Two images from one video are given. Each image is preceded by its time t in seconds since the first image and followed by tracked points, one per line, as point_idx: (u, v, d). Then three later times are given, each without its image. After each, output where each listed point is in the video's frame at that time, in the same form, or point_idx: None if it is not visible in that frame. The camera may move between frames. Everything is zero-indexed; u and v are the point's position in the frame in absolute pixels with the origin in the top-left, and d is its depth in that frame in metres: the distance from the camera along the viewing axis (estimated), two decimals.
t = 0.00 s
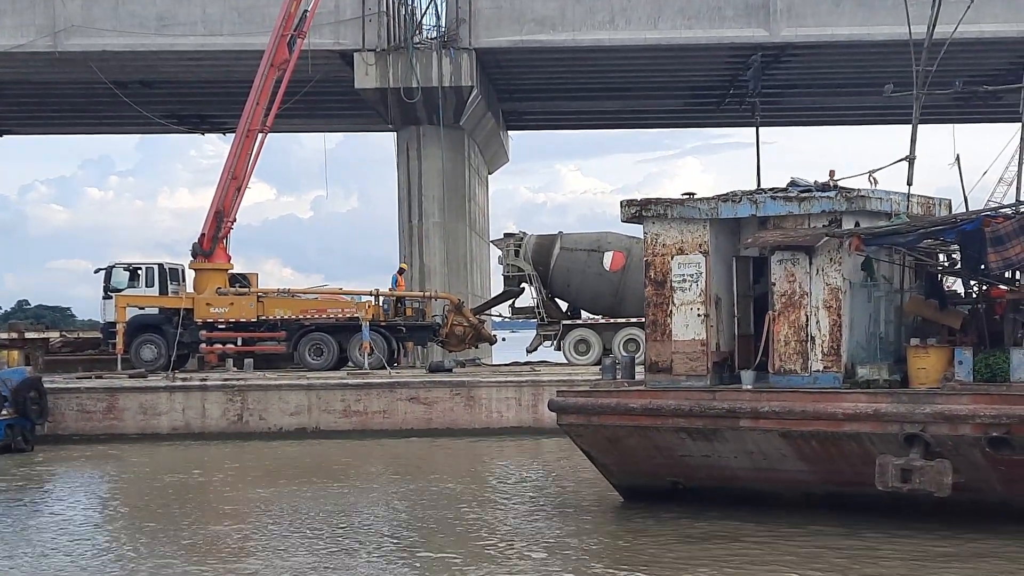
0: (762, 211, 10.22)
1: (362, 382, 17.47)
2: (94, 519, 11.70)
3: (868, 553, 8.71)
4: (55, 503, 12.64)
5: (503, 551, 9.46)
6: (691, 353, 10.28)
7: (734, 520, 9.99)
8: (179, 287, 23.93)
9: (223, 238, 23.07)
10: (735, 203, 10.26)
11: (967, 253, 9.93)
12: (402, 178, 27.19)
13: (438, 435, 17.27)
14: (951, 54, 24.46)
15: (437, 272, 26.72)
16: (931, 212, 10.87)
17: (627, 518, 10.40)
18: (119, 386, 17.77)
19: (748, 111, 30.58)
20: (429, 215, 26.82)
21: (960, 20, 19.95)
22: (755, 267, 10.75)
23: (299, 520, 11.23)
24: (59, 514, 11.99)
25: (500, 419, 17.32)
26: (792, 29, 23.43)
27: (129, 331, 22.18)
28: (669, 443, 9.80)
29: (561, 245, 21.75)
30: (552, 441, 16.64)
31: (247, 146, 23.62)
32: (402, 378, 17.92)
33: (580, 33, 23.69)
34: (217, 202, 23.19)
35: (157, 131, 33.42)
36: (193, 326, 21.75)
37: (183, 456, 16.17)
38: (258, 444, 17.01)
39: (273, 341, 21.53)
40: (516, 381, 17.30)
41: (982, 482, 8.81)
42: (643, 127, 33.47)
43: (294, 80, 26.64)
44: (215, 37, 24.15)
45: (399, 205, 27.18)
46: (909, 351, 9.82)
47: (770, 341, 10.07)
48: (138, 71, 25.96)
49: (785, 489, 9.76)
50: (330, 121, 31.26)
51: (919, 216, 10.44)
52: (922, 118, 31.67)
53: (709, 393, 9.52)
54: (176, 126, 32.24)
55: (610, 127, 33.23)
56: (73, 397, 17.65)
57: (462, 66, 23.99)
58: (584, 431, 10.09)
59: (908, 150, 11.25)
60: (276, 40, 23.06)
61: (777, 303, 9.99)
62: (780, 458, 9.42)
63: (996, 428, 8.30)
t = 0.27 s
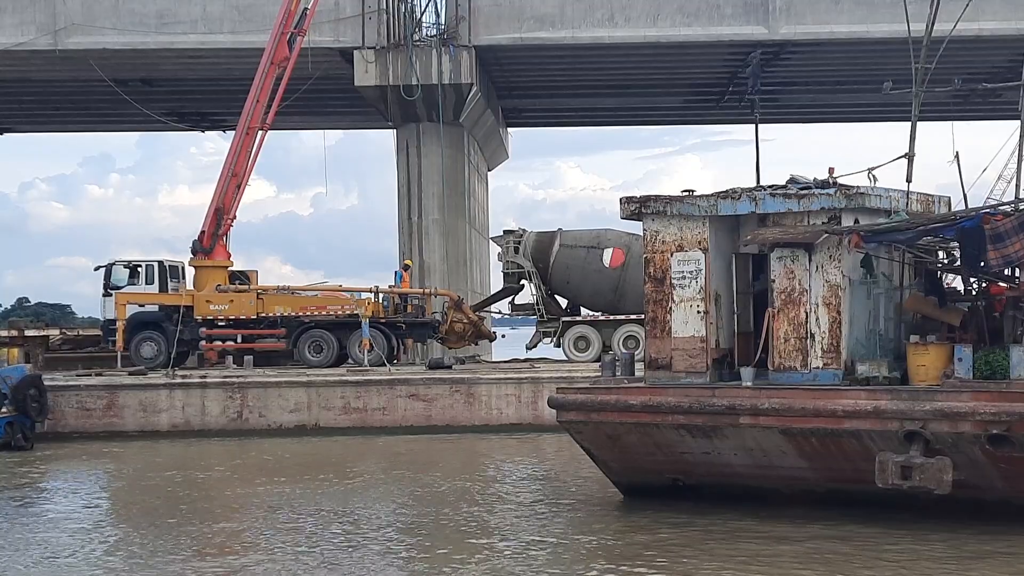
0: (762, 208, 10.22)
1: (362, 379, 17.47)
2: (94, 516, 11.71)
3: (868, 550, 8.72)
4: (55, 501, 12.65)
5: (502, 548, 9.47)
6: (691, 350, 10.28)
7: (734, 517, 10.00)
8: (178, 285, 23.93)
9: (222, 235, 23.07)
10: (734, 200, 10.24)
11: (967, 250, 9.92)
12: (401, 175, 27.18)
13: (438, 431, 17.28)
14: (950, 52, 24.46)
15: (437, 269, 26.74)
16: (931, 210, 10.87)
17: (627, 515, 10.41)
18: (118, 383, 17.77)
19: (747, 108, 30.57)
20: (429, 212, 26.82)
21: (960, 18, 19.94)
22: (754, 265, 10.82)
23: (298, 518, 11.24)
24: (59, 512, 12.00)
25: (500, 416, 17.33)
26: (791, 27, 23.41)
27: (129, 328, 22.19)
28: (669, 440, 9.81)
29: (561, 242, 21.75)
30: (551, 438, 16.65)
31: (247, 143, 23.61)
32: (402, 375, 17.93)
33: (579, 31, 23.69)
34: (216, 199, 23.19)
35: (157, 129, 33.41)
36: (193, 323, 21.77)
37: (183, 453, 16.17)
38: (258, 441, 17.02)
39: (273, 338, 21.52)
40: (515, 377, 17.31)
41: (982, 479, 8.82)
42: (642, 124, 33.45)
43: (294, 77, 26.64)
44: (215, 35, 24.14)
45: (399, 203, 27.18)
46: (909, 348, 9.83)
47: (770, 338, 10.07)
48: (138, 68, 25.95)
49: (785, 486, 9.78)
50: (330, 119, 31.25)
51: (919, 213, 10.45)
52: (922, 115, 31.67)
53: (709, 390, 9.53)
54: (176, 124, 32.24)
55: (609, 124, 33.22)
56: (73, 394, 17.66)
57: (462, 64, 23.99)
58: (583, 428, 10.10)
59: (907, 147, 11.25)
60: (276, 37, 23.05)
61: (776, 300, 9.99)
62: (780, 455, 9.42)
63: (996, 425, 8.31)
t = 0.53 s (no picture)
0: (763, 206, 10.23)
1: (363, 377, 17.49)
2: (95, 514, 11.72)
3: (869, 549, 8.73)
4: (56, 499, 12.66)
5: (502, 547, 9.48)
6: (691, 348, 10.29)
7: (735, 515, 10.01)
8: (180, 283, 23.95)
9: (224, 233, 23.08)
10: (735, 198, 10.29)
11: (967, 250, 9.91)
12: (402, 173, 27.19)
13: (439, 430, 17.29)
14: (951, 51, 24.46)
15: (438, 267, 26.76)
16: (931, 208, 10.88)
17: (627, 513, 10.42)
18: (119, 381, 17.78)
19: (749, 107, 30.57)
20: (430, 211, 26.82)
21: (961, 16, 19.93)
22: (755, 262, 10.79)
23: (300, 516, 11.25)
24: (59, 510, 12.02)
25: (501, 415, 17.34)
26: (792, 25, 23.42)
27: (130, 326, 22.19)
28: (670, 439, 9.82)
29: (562, 240, 21.76)
30: (552, 436, 16.66)
31: (248, 141, 23.62)
32: (403, 373, 17.94)
33: (580, 30, 23.69)
34: (217, 197, 23.20)
35: (158, 127, 33.41)
36: (194, 321, 21.79)
37: (184, 451, 16.19)
38: (259, 440, 17.04)
39: (274, 337, 21.55)
40: (516, 375, 17.32)
41: (983, 478, 8.82)
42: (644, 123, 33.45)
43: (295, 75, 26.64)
44: (217, 33, 24.15)
45: (400, 201, 27.19)
46: (909, 347, 9.83)
47: (771, 336, 10.07)
48: (140, 66, 25.95)
49: (785, 485, 9.79)
50: (331, 117, 31.25)
51: (920, 212, 10.45)
52: (923, 114, 31.67)
53: (710, 389, 9.54)
54: (177, 122, 32.24)
55: (610, 123, 33.22)
56: (74, 392, 17.67)
57: (464, 62, 23.91)
58: (584, 427, 10.12)
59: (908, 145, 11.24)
60: (277, 36, 23.07)
61: (777, 299, 9.99)
62: (780, 453, 9.43)
63: (996, 424, 8.32)
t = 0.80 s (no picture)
0: (764, 205, 10.25)
1: (364, 375, 17.51)
2: (97, 512, 11.75)
3: (868, 548, 8.74)
4: (57, 497, 12.68)
5: (502, 545, 9.50)
6: (693, 347, 10.30)
7: (734, 514, 10.03)
8: (181, 281, 23.96)
9: (225, 231, 23.10)
10: (737, 196, 10.30)
11: (968, 249, 9.92)
12: (404, 172, 27.20)
13: (440, 428, 17.31)
14: (953, 50, 24.47)
15: (439, 265, 26.79)
16: (933, 208, 10.89)
17: (628, 512, 10.44)
18: (120, 379, 17.81)
19: (751, 106, 30.58)
20: (432, 209, 26.85)
21: (964, 16, 19.91)
22: (756, 260, 10.77)
23: (301, 514, 11.28)
24: (60, 507, 12.04)
25: (502, 413, 17.36)
26: (794, 24, 23.43)
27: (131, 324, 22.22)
28: (671, 438, 9.84)
29: (564, 239, 21.77)
30: (554, 435, 16.68)
31: (249, 139, 23.63)
32: (404, 371, 17.96)
33: (583, 28, 23.70)
34: (219, 195, 23.22)
35: (159, 125, 33.43)
36: (195, 319, 21.80)
37: (185, 449, 16.20)
38: (260, 438, 17.06)
39: (275, 335, 21.56)
40: (518, 374, 17.34)
41: (983, 478, 8.84)
42: (645, 122, 33.44)
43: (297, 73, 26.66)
44: (218, 31, 24.16)
45: (401, 200, 27.20)
46: (911, 346, 9.84)
47: (772, 335, 10.09)
48: (141, 64, 25.97)
49: (786, 484, 9.80)
50: (332, 115, 31.26)
51: (921, 211, 10.46)
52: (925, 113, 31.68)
53: (711, 387, 9.55)
54: (179, 120, 32.27)
55: (612, 122, 33.23)
56: (75, 390, 17.70)
57: (466, 60, 24.00)
58: (585, 425, 10.13)
59: (911, 144, 11.25)
60: (279, 33, 23.09)
61: (779, 298, 10.00)
62: (781, 452, 9.44)
63: (997, 423, 8.33)
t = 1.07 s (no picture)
0: (765, 205, 10.25)
1: (364, 375, 17.51)
2: (97, 510, 11.76)
3: (867, 548, 8.74)
4: (57, 496, 12.69)
5: (502, 544, 9.50)
6: (693, 346, 10.31)
7: (734, 514, 10.03)
8: (181, 279, 23.97)
9: (226, 230, 23.10)
10: (738, 196, 10.31)
11: (969, 249, 9.92)
12: (405, 171, 27.20)
13: (440, 427, 17.31)
14: (954, 50, 24.48)
15: (440, 265, 26.80)
16: (933, 207, 10.90)
17: (627, 511, 10.45)
18: (120, 378, 17.82)
19: (751, 106, 30.58)
20: (432, 209, 26.85)
21: (965, 16, 19.88)
22: (757, 260, 10.78)
23: (301, 513, 11.29)
24: (60, 506, 12.05)
25: (502, 412, 17.36)
26: (795, 24, 23.42)
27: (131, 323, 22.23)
28: (671, 437, 9.84)
29: (564, 238, 21.77)
30: (554, 434, 16.67)
31: (250, 138, 23.64)
32: (404, 370, 17.96)
33: (583, 28, 23.70)
34: (219, 194, 23.23)
35: (160, 123, 33.43)
36: (195, 317, 21.80)
37: (185, 448, 16.21)
38: (260, 436, 17.07)
39: (275, 333, 21.57)
40: (518, 373, 17.34)
41: (983, 478, 8.84)
42: (646, 121, 33.44)
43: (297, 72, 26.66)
44: (219, 29, 24.16)
45: (402, 199, 27.21)
46: (911, 346, 9.84)
47: (772, 334, 10.09)
48: (142, 63, 25.98)
49: (786, 483, 9.80)
50: (333, 114, 31.26)
51: (921, 211, 10.46)
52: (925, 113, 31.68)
53: (712, 387, 9.55)
54: (179, 119, 32.27)
55: (613, 121, 33.22)
56: (75, 388, 17.71)
57: (467, 59, 24.02)
58: (586, 424, 10.14)
59: (911, 144, 11.25)
60: (280, 32, 23.10)
61: (779, 297, 10.00)
62: (781, 451, 9.45)
63: (997, 423, 8.34)
